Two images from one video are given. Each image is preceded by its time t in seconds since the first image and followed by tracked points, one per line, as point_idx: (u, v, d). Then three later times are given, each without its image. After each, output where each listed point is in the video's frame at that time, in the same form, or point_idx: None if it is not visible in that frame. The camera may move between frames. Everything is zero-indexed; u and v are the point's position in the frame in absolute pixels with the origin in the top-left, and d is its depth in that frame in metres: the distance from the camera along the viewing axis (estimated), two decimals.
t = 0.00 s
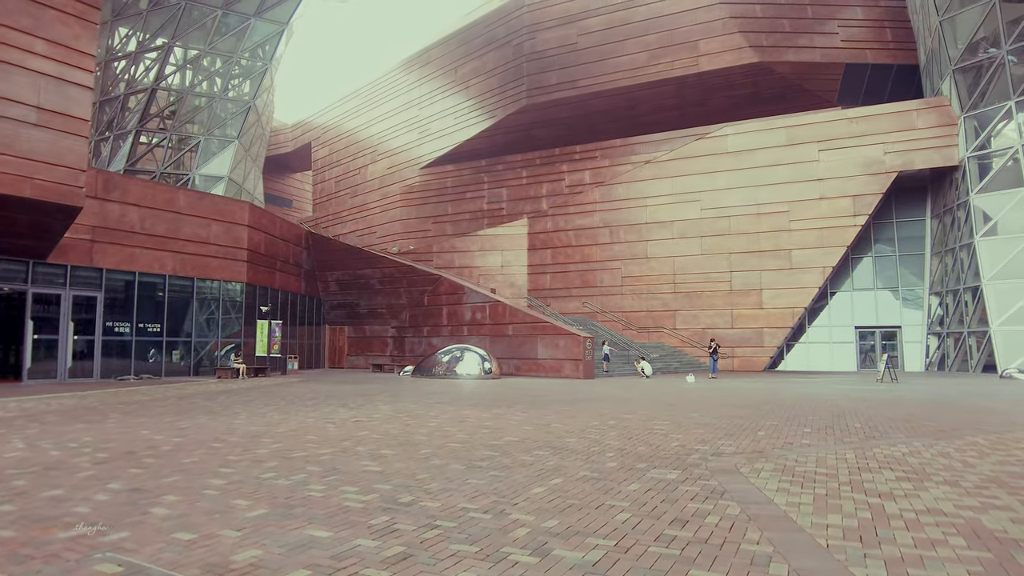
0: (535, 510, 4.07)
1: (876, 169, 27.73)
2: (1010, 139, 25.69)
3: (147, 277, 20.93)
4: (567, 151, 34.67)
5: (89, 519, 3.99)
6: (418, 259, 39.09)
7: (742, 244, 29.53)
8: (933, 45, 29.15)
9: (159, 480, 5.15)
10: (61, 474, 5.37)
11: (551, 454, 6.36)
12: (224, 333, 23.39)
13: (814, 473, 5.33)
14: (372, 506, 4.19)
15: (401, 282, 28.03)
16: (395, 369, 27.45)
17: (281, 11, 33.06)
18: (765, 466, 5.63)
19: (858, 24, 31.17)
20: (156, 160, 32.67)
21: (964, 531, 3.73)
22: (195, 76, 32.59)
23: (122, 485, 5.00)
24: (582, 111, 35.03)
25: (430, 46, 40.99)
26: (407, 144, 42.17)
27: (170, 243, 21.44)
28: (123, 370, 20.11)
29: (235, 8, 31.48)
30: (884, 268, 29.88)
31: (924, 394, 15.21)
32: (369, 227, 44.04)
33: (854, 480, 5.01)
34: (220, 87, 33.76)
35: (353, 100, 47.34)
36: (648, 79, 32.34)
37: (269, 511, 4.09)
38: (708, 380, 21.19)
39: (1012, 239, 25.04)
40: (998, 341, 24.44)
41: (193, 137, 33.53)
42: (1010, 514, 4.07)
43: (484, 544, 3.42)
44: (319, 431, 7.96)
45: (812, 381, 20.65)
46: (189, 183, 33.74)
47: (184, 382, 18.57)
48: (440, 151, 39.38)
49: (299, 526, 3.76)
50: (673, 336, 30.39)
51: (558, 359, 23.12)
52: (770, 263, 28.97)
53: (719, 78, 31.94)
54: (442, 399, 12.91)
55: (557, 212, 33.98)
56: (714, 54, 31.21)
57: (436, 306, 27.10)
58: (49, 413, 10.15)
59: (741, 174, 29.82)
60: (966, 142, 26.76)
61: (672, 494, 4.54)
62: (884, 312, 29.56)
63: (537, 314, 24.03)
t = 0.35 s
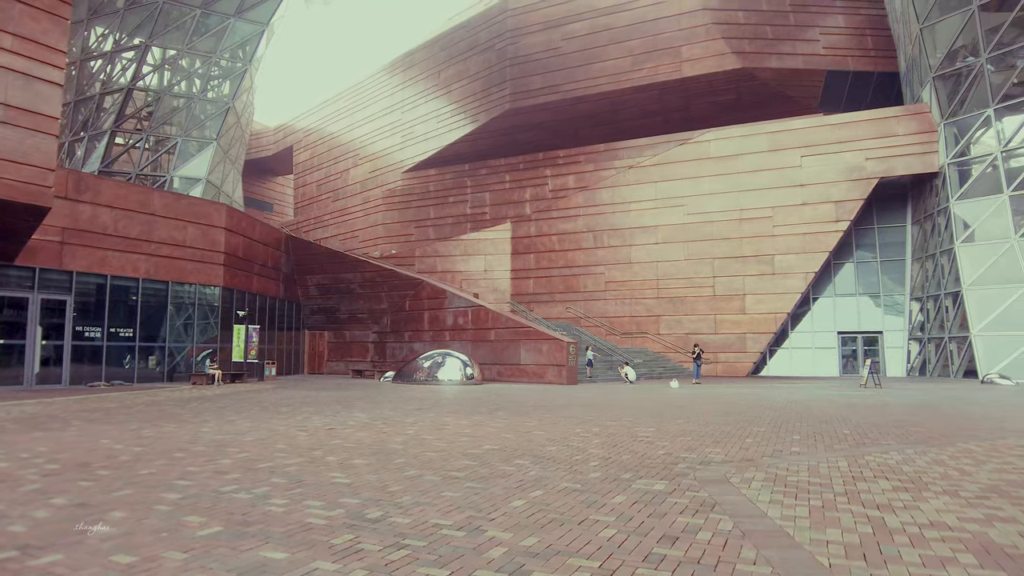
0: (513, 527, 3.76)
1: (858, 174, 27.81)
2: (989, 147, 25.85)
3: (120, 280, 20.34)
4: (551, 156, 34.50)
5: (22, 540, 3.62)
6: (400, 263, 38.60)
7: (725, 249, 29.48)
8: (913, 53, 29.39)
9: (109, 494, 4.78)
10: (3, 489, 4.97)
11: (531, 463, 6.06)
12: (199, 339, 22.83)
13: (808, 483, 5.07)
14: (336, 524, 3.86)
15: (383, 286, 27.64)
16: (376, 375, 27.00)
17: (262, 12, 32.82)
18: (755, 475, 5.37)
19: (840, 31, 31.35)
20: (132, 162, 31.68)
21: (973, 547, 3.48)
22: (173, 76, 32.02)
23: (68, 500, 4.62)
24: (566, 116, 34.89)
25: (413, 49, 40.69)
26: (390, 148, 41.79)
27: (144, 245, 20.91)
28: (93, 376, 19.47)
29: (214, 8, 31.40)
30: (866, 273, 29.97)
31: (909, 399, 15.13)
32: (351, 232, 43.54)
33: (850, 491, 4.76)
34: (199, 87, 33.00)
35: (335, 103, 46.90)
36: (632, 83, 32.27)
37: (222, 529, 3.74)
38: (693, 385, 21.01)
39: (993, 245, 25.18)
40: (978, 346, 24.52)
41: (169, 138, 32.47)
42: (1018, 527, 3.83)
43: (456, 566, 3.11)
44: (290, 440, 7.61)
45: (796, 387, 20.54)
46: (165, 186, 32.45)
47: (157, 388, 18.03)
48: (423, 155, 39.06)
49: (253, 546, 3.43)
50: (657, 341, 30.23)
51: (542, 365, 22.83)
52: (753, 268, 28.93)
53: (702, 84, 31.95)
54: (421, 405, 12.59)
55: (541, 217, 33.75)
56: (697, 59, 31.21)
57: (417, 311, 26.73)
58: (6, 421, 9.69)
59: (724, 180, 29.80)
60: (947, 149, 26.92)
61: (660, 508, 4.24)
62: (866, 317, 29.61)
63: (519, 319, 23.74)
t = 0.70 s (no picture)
0: (482, 551, 3.45)
1: (834, 181, 27.96)
2: (963, 154, 26.10)
3: (84, 283, 19.66)
4: (530, 160, 34.29)
5: None
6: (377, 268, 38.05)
7: (703, 255, 29.46)
8: (889, 60, 29.67)
9: (43, 514, 4.38)
10: None
11: (506, 476, 5.76)
12: (167, 344, 22.18)
13: (796, 497, 4.82)
14: (288, 549, 3.52)
15: (358, 290, 27.16)
16: (350, 381, 26.46)
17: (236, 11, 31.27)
18: (741, 489, 5.10)
19: (816, 39, 31.59)
20: (101, 162, 31.71)
21: (978, 571, 3.22)
22: (144, 76, 30.90)
23: None
24: (545, 121, 34.70)
25: (392, 52, 40.31)
26: (367, 151, 41.33)
27: (111, 247, 20.28)
28: (55, 383, 18.72)
29: (187, 6, 29.55)
30: (842, 279, 30.14)
31: (887, 405, 15.12)
32: (327, 235, 42.94)
33: (842, 506, 4.50)
34: (172, 86, 32.31)
35: (312, 106, 46.34)
36: (611, 88, 32.22)
37: (160, 557, 3.39)
38: (671, 392, 20.86)
39: (966, 251, 25.38)
40: (953, 351, 24.64)
41: (139, 138, 32.36)
42: (1021, 548, 3.59)
43: None
44: (252, 451, 7.23)
45: (774, 393, 20.45)
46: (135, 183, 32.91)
47: (121, 395, 17.43)
48: (400, 158, 38.72)
49: None
50: (635, 347, 30.08)
51: (519, 371, 22.51)
52: (731, 273, 28.95)
53: (680, 90, 31.98)
54: (395, 413, 12.23)
55: (519, 221, 33.48)
56: (676, 65, 31.22)
57: (393, 315, 26.31)
58: None
59: (702, 185, 29.81)
60: (922, 156, 27.26)
61: (641, 528, 3.95)
62: (842, 323, 29.74)
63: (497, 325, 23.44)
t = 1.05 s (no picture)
0: None
1: (797, 189, 28.31)
2: (922, 163, 26.76)
3: (29, 285, 18.58)
4: (496, 164, 34.01)
5: None
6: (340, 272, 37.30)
7: (669, 261, 29.54)
8: (850, 71, 30.24)
9: None
10: None
11: (469, 491, 5.45)
12: (117, 349, 21.34)
13: (773, 512, 4.59)
14: None
15: (320, 294, 26.51)
16: (311, 388, 25.77)
17: (197, 5, 30.86)
18: (716, 503, 4.87)
19: (780, 49, 32.00)
20: (50, 159, 29.95)
21: None
22: (100, 70, 29.71)
23: None
24: (512, 125, 34.49)
25: (357, 53, 39.71)
26: (331, 153, 40.60)
27: (59, 248, 19.25)
28: None
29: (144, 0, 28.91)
30: (804, 286, 30.51)
31: (852, 411, 15.16)
32: (289, 238, 42.05)
33: (821, 522, 4.29)
34: (128, 82, 30.95)
35: (275, 106, 45.40)
36: (579, 94, 32.16)
37: None
38: (637, 398, 20.75)
39: (924, 259, 25.87)
40: (911, 357, 25.02)
41: (92, 135, 30.74)
42: (1011, 564, 3.41)
43: None
44: (198, 465, 6.77)
45: (739, 399, 20.48)
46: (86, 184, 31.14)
47: (66, 402, 16.60)
48: (365, 161, 38.12)
49: None
50: (602, 353, 29.99)
51: (484, 377, 22.18)
52: (696, 279, 29.07)
53: (648, 97, 32.07)
54: (355, 422, 11.76)
55: (485, 225, 33.16)
56: (643, 72, 31.32)
57: (357, 320, 25.73)
58: None
59: (668, 192, 29.90)
60: (881, 165, 27.75)
61: (613, 548, 3.67)
62: (805, 329, 30.09)
63: (462, 330, 23.06)
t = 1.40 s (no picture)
0: None
1: (779, 194, 28.36)
2: (902, 170, 26.97)
3: None
4: (479, 168, 33.70)
5: None
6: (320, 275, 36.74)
7: (651, 265, 29.42)
8: (830, 78, 30.38)
9: None
10: None
11: (450, 502, 5.16)
12: (89, 353, 20.71)
13: (773, 527, 4.34)
14: None
15: (299, 297, 26.03)
16: (289, 393, 25.23)
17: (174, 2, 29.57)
18: (713, 516, 4.61)
19: (761, 56, 32.13)
20: (21, 157, 29.31)
21: None
22: (74, 67, 28.65)
23: None
24: (495, 128, 34.23)
25: (339, 55, 39.29)
26: (311, 155, 40.09)
27: (27, 248, 18.60)
28: None
29: None
30: (786, 291, 30.57)
31: (837, 416, 15.04)
32: (268, 241, 41.42)
33: (824, 536, 4.04)
34: (102, 80, 30.17)
35: (254, 107, 44.80)
36: (562, 97, 32.03)
37: None
38: (621, 403, 20.51)
39: (905, 264, 25.98)
40: (892, 362, 25.08)
41: (65, 134, 30.22)
42: None
43: None
44: (162, 475, 6.41)
45: (723, 404, 20.31)
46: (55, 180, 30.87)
47: (32, 408, 16.00)
48: (346, 164, 37.66)
49: None
50: (584, 357, 29.76)
51: (466, 382, 21.85)
52: (678, 284, 28.98)
53: (631, 102, 31.99)
54: (332, 428, 11.38)
55: (468, 229, 32.84)
56: (626, 76, 31.26)
57: (336, 324, 25.31)
58: None
59: (651, 196, 29.83)
60: (862, 171, 27.84)
61: (607, 566, 3.40)
62: (786, 334, 30.10)
63: (444, 334, 22.71)
